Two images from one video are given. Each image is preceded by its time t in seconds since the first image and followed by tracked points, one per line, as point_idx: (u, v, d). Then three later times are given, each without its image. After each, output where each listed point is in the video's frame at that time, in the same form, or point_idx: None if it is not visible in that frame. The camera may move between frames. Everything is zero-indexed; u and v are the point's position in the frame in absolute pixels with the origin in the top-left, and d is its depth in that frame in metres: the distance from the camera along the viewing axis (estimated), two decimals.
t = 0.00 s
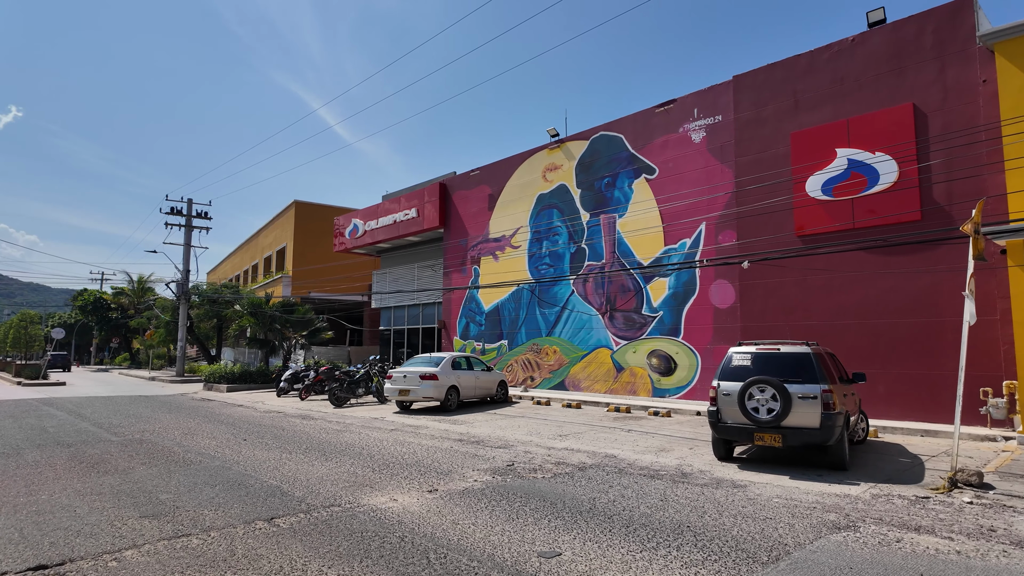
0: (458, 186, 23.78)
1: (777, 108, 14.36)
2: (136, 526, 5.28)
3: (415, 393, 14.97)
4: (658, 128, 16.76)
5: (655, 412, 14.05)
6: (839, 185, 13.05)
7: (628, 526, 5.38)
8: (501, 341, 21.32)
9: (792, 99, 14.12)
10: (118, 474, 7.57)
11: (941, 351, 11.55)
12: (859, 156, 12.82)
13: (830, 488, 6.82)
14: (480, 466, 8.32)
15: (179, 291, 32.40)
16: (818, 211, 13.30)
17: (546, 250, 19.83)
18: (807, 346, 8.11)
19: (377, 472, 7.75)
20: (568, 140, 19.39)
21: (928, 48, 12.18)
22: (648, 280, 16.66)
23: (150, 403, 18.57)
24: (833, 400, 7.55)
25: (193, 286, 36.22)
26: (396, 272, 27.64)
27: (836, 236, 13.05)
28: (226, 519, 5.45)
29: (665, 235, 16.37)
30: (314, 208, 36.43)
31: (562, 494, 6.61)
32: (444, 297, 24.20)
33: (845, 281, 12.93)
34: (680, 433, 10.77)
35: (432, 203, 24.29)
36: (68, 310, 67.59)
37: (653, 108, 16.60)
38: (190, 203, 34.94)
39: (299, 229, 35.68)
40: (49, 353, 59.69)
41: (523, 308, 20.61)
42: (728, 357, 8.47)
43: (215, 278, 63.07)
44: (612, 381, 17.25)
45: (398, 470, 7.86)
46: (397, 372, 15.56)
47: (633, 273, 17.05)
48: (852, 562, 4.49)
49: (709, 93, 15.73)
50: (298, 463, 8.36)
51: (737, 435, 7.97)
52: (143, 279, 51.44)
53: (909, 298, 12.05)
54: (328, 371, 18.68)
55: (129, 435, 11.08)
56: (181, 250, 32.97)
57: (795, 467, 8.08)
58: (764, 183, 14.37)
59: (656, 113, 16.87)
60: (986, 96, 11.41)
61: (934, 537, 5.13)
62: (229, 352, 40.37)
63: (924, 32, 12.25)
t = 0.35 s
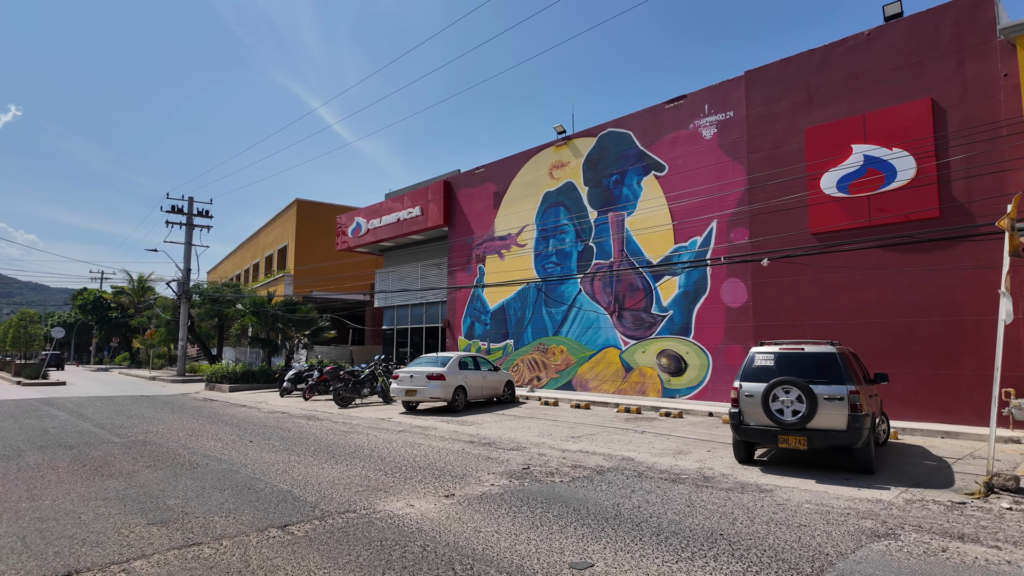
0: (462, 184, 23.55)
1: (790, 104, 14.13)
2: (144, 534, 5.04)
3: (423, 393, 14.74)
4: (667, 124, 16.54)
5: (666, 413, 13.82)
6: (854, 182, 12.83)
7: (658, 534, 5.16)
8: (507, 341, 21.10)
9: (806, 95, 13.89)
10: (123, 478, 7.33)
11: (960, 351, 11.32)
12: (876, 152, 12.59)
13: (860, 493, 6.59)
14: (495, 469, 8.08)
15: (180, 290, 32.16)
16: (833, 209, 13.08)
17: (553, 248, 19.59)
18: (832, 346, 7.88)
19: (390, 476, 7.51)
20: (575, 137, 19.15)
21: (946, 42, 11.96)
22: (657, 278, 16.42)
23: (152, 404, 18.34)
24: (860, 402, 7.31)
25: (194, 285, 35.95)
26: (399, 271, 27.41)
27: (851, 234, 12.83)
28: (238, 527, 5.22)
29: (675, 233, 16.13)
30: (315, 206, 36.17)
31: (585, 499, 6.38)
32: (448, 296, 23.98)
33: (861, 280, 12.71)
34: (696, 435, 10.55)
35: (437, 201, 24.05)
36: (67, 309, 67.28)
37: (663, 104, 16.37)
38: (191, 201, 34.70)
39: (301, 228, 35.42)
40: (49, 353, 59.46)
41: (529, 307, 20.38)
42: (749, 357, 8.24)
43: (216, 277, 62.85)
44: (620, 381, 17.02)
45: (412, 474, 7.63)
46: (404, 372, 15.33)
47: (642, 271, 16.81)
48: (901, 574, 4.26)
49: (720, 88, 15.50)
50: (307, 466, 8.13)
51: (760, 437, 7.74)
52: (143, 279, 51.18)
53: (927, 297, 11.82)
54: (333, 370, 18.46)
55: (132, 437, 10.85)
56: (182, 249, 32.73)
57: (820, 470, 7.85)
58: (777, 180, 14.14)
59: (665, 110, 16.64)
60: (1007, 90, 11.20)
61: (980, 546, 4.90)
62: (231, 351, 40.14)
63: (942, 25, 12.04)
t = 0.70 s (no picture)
0: (471, 183, 23.39)
1: (807, 102, 13.92)
2: (162, 542, 4.87)
3: (434, 394, 14.58)
4: (681, 122, 16.34)
5: (682, 415, 13.63)
6: (874, 181, 12.61)
7: (694, 542, 4.97)
8: (516, 341, 20.92)
9: (824, 92, 13.68)
10: (135, 482, 7.17)
11: (984, 352, 11.11)
12: (896, 150, 12.38)
13: (896, 499, 6.38)
14: (514, 473, 7.91)
15: (186, 290, 32.08)
16: (851, 208, 12.87)
17: (563, 248, 19.40)
18: (861, 348, 7.68)
19: (409, 480, 7.34)
20: (586, 135, 18.96)
21: (968, 38, 11.76)
22: (670, 278, 16.22)
23: (160, 404, 18.21)
24: (892, 405, 7.10)
25: (200, 286, 35.86)
26: (406, 271, 27.26)
27: (871, 233, 12.61)
28: (260, 534, 5.04)
29: (689, 233, 15.91)
30: (321, 206, 36.05)
31: (611, 505, 6.20)
32: (456, 297, 23.81)
33: (880, 280, 12.50)
34: (715, 438, 10.37)
35: (444, 201, 23.89)
36: (72, 309, 67.32)
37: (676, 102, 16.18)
38: (197, 201, 34.64)
39: (307, 228, 35.31)
40: (54, 353, 59.55)
41: (538, 307, 20.20)
42: (775, 359, 8.05)
43: (220, 277, 62.87)
44: (632, 382, 16.82)
45: (430, 478, 7.45)
46: (414, 373, 15.17)
47: (654, 271, 16.60)
48: None
49: (734, 86, 15.30)
50: (323, 469, 7.96)
51: (788, 441, 7.54)
52: (148, 279, 51.20)
53: (950, 297, 11.61)
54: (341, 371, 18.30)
55: (142, 439, 10.70)
56: (188, 249, 32.64)
57: (848, 475, 7.65)
58: (794, 179, 13.94)
59: (678, 108, 16.45)
60: None
61: None
62: (236, 352, 40.08)
63: (964, 21, 11.83)
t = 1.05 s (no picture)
0: (482, 181, 23.22)
1: (828, 96, 13.67)
2: (185, 545, 4.73)
3: (448, 394, 14.41)
4: (697, 118, 16.12)
5: (700, 415, 13.41)
6: (898, 176, 12.36)
7: (736, 548, 4.77)
8: (528, 341, 20.75)
9: (845, 86, 13.43)
10: (154, 482, 7.03)
11: (1014, 351, 10.85)
12: (921, 144, 12.13)
13: (937, 502, 6.16)
14: (538, 474, 7.74)
15: (196, 290, 32.08)
16: (875, 204, 12.62)
17: (576, 246, 19.21)
18: (895, 346, 7.46)
19: (432, 481, 7.18)
20: (599, 132, 18.75)
21: (996, 30, 11.50)
22: (687, 276, 15.99)
23: (172, 404, 18.13)
24: (931, 404, 6.87)
25: (210, 286, 35.86)
26: (416, 270, 27.13)
27: (895, 230, 12.36)
28: (287, 538, 4.88)
29: (706, 230, 15.68)
30: (330, 205, 35.97)
31: (643, 508, 6.00)
32: (468, 295, 23.66)
33: (905, 277, 12.24)
34: (739, 439, 10.16)
35: (455, 199, 23.74)
36: (82, 309, 67.62)
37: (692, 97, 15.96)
38: (206, 201, 34.68)
39: (316, 227, 35.26)
40: (64, 353, 59.87)
41: (551, 306, 20.02)
42: (806, 357, 7.86)
43: (229, 277, 63.02)
44: (647, 382, 16.60)
45: (453, 479, 7.29)
46: (428, 372, 15.01)
47: (670, 269, 16.38)
48: None
49: (752, 81, 15.07)
50: (342, 469, 7.81)
51: (820, 442, 7.33)
52: (157, 279, 51.35)
53: (978, 295, 11.35)
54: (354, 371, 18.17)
55: (157, 439, 10.59)
56: (198, 249, 32.63)
57: (883, 476, 7.43)
58: (815, 174, 13.69)
59: (695, 103, 16.22)
60: None
61: None
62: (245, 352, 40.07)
63: (992, 12, 11.57)
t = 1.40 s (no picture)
0: (491, 179, 23.07)
1: (847, 91, 13.47)
2: (209, 550, 4.59)
3: (461, 394, 14.26)
4: (711, 114, 15.93)
5: (717, 416, 13.23)
6: (919, 172, 12.16)
7: (778, 554, 4.60)
8: (538, 340, 20.59)
9: (864, 81, 13.23)
10: (170, 484, 6.90)
11: None
12: (943, 140, 11.93)
13: (977, 506, 5.98)
14: (560, 475, 7.57)
15: (203, 289, 32.02)
16: (895, 201, 12.43)
17: (588, 244, 19.04)
18: (927, 345, 7.28)
19: (453, 483, 7.02)
20: (611, 129, 18.57)
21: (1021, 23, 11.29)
22: (701, 275, 15.81)
23: (181, 403, 18.03)
24: (966, 405, 6.69)
25: (216, 285, 35.76)
26: (424, 269, 27.00)
27: (916, 227, 12.16)
28: (312, 543, 4.73)
29: (720, 228, 15.50)
30: (336, 204, 35.86)
31: (675, 512, 5.83)
32: (476, 295, 23.52)
33: (926, 275, 12.04)
34: (759, 441, 9.99)
35: (464, 198, 23.59)
36: (88, 308, 67.61)
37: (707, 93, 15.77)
38: (213, 200, 34.66)
39: (323, 227, 35.17)
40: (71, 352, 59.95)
41: (562, 305, 19.86)
42: (835, 357, 7.69)
43: (234, 277, 63.01)
44: (661, 381, 16.41)
45: (474, 481, 7.13)
46: (440, 372, 14.87)
47: (684, 268, 16.20)
48: None
49: (768, 76, 14.88)
50: (361, 471, 7.66)
51: (850, 443, 7.17)
52: (164, 278, 51.36)
53: (1001, 293, 11.15)
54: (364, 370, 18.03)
55: (169, 439, 10.46)
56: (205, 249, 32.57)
57: (914, 479, 7.25)
58: (832, 171, 13.50)
59: (709, 99, 16.04)
60: None
61: None
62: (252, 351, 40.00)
63: (1016, 5, 11.36)
